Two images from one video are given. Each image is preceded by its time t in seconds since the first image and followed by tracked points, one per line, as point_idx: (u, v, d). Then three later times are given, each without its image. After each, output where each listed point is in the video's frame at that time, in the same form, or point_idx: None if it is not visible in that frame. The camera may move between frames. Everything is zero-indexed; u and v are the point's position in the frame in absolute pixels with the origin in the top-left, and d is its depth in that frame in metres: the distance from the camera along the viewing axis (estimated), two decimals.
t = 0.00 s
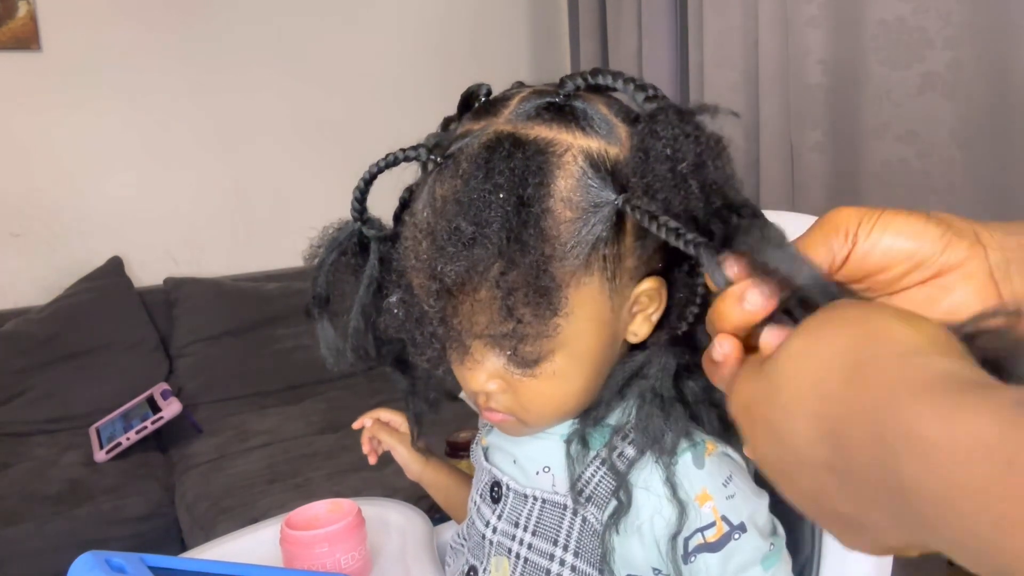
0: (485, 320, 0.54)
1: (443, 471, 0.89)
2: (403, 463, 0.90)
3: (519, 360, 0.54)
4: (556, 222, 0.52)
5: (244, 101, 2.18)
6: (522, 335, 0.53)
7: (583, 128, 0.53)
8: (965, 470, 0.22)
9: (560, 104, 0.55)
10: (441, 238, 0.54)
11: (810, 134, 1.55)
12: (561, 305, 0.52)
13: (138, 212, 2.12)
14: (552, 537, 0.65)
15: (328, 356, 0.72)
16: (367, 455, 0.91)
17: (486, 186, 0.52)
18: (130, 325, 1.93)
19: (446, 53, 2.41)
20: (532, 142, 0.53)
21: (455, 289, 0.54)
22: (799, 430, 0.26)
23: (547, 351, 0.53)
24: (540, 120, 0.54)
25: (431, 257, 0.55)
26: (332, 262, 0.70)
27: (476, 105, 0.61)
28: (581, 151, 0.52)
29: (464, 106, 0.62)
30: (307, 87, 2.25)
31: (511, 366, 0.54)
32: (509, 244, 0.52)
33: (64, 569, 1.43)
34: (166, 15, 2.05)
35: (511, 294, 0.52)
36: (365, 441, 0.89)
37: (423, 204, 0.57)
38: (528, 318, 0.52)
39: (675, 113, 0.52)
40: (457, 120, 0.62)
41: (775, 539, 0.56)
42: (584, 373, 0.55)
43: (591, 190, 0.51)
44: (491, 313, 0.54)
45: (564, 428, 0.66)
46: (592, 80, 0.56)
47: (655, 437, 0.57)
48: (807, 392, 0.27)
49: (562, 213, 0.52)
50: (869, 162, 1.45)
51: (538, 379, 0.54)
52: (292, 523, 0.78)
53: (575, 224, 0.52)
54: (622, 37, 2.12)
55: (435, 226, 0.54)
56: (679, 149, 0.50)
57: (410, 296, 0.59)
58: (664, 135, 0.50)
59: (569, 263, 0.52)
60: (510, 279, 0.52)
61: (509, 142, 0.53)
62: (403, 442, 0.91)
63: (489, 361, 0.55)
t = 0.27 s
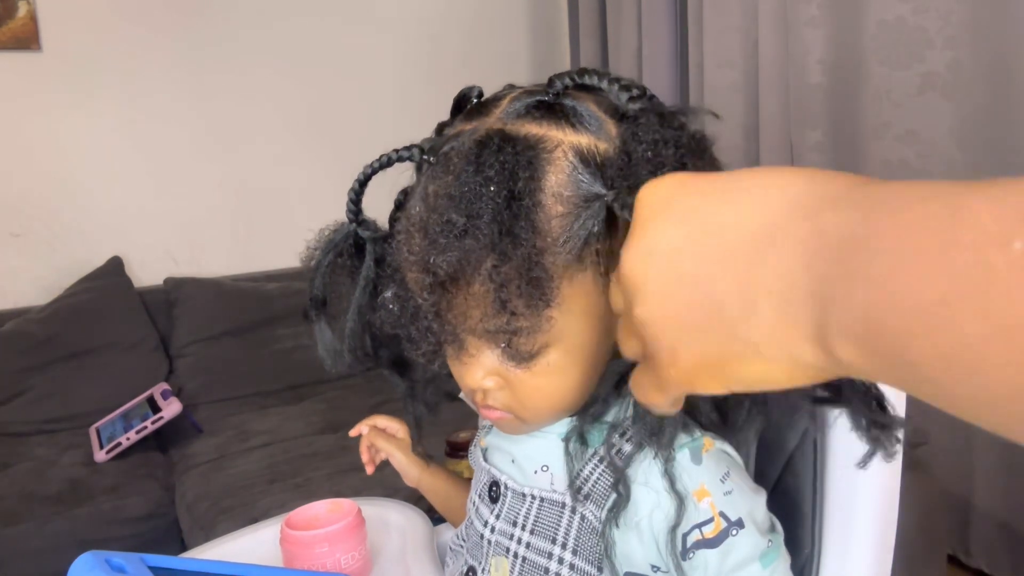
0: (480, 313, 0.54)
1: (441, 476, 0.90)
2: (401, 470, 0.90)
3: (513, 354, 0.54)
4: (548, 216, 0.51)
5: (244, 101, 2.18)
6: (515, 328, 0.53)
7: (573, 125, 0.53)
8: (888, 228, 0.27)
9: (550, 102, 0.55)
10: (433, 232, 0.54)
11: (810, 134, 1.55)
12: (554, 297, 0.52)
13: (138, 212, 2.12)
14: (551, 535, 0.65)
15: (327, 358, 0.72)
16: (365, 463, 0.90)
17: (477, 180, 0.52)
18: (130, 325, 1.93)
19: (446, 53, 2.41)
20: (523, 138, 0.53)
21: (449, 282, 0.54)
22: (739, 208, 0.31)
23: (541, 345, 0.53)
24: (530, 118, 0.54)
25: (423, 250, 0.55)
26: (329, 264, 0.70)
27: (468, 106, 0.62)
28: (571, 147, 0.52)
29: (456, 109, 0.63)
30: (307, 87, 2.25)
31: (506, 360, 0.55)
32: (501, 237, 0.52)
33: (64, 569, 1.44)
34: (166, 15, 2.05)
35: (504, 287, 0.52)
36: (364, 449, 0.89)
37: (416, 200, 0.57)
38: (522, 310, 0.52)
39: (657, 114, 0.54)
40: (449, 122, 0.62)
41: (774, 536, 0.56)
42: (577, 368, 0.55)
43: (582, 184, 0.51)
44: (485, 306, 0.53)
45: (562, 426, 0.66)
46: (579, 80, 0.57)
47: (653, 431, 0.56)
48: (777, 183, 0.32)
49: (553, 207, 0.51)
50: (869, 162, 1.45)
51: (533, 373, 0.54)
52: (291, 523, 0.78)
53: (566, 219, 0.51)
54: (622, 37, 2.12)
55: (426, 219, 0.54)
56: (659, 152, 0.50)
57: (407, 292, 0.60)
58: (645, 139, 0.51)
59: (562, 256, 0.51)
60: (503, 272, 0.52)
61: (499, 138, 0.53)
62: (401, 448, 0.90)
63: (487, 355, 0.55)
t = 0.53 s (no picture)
0: (487, 308, 0.54)
1: (441, 478, 0.90)
2: (401, 471, 0.91)
3: (519, 349, 0.54)
4: (556, 214, 0.51)
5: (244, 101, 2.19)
6: (522, 324, 0.53)
7: (581, 123, 0.54)
8: (805, 208, 0.27)
9: (560, 101, 0.55)
10: (443, 225, 0.53)
11: (810, 134, 1.55)
12: (561, 294, 0.52)
13: (138, 212, 2.12)
14: (552, 534, 0.65)
15: (327, 352, 0.73)
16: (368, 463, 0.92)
17: (488, 174, 0.52)
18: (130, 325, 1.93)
19: (446, 53, 2.42)
20: (532, 135, 0.53)
21: (458, 276, 0.55)
22: (685, 191, 0.32)
23: (547, 341, 0.54)
24: (539, 115, 0.55)
25: (430, 244, 0.54)
26: (332, 258, 0.70)
27: (475, 104, 0.62)
28: (580, 146, 0.52)
29: (463, 106, 0.63)
30: (307, 87, 2.25)
31: (511, 357, 0.55)
32: (510, 233, 0.51)
33: (64, 569, 1.44)
34: (166, 15, 2.06)
35: (511, 283, 0.53)
36: (364, 449, 0.90)
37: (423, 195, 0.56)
38: (529, 307, 0.53)
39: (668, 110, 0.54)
40: (457, 119, 0.62)
41: (774, 535, 0.57)
42: (582, 365, 0.55)
43: (590, 182, 0.51)
44: (492, 302, 0.54)
45: (564, 425, 0.66)
46: (589, 78, 0.57)
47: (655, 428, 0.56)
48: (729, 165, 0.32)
49: (562, 205, 0.51)
50: (868, 163, 1.46)
51: (538, 371, 0.55)
52: (292, 523, 0.78)
53: (574, 217, 0.51)
54: (622, 37, 2.12)
55: (434, 213, 0.54)
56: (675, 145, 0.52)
57: (411, 285, 0.60)
58: (660, 132, 0.52)
59: (569, 254, 0.51)
60: (511, 269, 0.52)
61: (509, 135, 0.53)
62: (402, 450, 0.91)
63: (490, 352, 0.56)
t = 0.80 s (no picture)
0: (498, 307, 0.54)
1: (441, 477, 0.90)
2: (401, 470, 0.91)
3: (530, 348, 0.54)
4: (570, 211, 0.52)
5: (244, 101, 2.19)
6: (533, 323, 0.53)
7: (594, 122, 0.54)
8: (778, 344, 0.25)
9: (573, 99, 0.56)
10: (460, 220, 0.53)
11: (810, 134, 1.55)
12: (574, 291, 0.52)
13: (138, 212, 2.12)
14: (555, 536, 0.65)
15: (329, 346, 0.73)
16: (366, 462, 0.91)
17: (507, 169, 0.52)
18: (130, 325, 1.93)
19: (446, 53, 2.42)
20: (547, 132, 0.53)
21: (469, 272, 0.54)
22: (667, 319, 0.30)
23: (557, 341, 0.54)
24: (553, 113, 0.55)
25: (445, 240, 0.54)
26: (337, 252, 0.70)
27: (485, 101, 0.62)
28: (594, 144, 0.53)
29: (472, 103, 0.63)
30: (307, 87, 2.26)
31: (521, 356, 0.55)
32: (526, 229, 0.51)
33: (64, 569, 1.44)
34: (166, 15, 2.06)
35: (525, 280, 0.52)
36: (364, 447, 0.90)
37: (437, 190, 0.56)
38: (542, 305, 0.53)
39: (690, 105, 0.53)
40: (466, 115, 0.62)
41: (779, 538, 0.57)
42: (592, 365, 0.56)
43: (604, 180, 0.52)
44: (505, 299, 0.53)
45: (567, 427, 0.67)
46: (603, 75, 0.58)
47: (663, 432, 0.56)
48: (682, 276, 0.29)
49: (576, 203, 0.52)
50: (868, 163, 1.46)
51: (547, 370, 0.55)
52: (292, 523, 0.78)
53: (589, 215, 0.52)
54: (622, 37, 2.12)
55: (450, 207, 0.54)
56: (695, 141, 0.50)
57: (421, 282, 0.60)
58: (680, 128, 0.51)
59: (582, 251, 0.52)
60: (525, 265, 0.52)
61: (526, 131, 0.53)
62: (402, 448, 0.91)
63: (496, 351, 0.56)
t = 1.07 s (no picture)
0: (495, 304, 0.54)
1: (441, 480, 0.90)
2: (401, 473, 0.91)
3: (528, 346, 0.54)
4: (566, 209, 0.51)
5: (244, 101, 2.19)
6: (529, 321, 0.53)
7: (588, 121, 0.54)
8: (842, 377, 0.25)
9: (566, 98, 0.56)
10: (456, 219, 0.53)
11: (810, 134, 1.55)
12: (570, 289, 0.52)
13: (138, 212, 2.12)
14: (553, 535, 0.65)
15: (327, 347, 0.72)
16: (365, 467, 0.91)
17: (501, 167, 0.52)
18: (130, 325, 1.93)
19: (446, 53, 2.42)
20: (541, 131, 0.53)
21: (465, 270, 0.54)
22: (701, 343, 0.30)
23: (555, 338, 0.54)
24: (547, 113, 0.55)
25: (441, 239, 0.54)
26: (334, 254, 0.70)
27: (479, 102, 0.62)
28: (588, 143, 0.53)
29: (466, 105, 0.63)
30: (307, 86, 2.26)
31: (519, 355, 0.55)
32: (522, 227, 0.51)
33: (64, 569, 1.44)
34: (167, 15, 2.06)
35: (522, 277, 0.52)
36: (363, 453, 0.90)
37: (432, 189, 0.56)
38: (538, 302, 0.53)
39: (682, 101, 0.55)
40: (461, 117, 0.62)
41: (776, 536, 0.57)
42: (589, 364, 0.56)
43: (598, 179, 0.52)
44: (502, 297, 0.53)
45: (565, 426, 0.67)
46: (596, 75, 0.58)
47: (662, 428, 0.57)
48: (733, 301, 0.29)
49: (571, 201, 0.52)
50: (868, 162, 1.46)
51: (546, 369, 0.55)
52: (292, 523, 0.79)
53: (584, 213, 0.52)
54: (621, 37, 2.12)
55: (445, 207, 0.54)
56: (690, 134, 0.52)
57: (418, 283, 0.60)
58: (675, 121, 0.52)
59: (578, 249, 0.52)
60: (521, 264, 0.52)
61: (520, 129, 0.53)
62: (401, 451, 0.91)
63: (494, 350, 0.56)
